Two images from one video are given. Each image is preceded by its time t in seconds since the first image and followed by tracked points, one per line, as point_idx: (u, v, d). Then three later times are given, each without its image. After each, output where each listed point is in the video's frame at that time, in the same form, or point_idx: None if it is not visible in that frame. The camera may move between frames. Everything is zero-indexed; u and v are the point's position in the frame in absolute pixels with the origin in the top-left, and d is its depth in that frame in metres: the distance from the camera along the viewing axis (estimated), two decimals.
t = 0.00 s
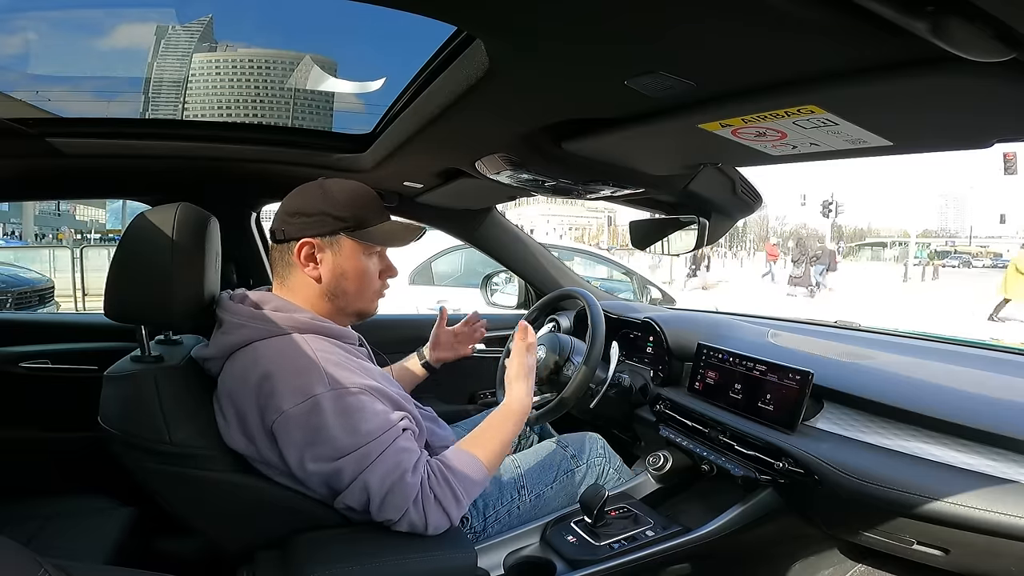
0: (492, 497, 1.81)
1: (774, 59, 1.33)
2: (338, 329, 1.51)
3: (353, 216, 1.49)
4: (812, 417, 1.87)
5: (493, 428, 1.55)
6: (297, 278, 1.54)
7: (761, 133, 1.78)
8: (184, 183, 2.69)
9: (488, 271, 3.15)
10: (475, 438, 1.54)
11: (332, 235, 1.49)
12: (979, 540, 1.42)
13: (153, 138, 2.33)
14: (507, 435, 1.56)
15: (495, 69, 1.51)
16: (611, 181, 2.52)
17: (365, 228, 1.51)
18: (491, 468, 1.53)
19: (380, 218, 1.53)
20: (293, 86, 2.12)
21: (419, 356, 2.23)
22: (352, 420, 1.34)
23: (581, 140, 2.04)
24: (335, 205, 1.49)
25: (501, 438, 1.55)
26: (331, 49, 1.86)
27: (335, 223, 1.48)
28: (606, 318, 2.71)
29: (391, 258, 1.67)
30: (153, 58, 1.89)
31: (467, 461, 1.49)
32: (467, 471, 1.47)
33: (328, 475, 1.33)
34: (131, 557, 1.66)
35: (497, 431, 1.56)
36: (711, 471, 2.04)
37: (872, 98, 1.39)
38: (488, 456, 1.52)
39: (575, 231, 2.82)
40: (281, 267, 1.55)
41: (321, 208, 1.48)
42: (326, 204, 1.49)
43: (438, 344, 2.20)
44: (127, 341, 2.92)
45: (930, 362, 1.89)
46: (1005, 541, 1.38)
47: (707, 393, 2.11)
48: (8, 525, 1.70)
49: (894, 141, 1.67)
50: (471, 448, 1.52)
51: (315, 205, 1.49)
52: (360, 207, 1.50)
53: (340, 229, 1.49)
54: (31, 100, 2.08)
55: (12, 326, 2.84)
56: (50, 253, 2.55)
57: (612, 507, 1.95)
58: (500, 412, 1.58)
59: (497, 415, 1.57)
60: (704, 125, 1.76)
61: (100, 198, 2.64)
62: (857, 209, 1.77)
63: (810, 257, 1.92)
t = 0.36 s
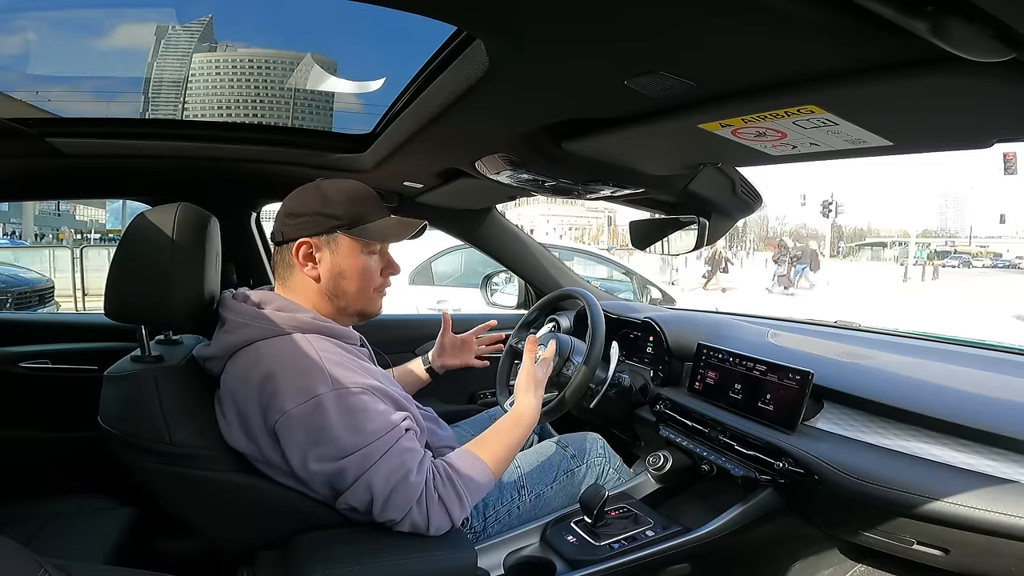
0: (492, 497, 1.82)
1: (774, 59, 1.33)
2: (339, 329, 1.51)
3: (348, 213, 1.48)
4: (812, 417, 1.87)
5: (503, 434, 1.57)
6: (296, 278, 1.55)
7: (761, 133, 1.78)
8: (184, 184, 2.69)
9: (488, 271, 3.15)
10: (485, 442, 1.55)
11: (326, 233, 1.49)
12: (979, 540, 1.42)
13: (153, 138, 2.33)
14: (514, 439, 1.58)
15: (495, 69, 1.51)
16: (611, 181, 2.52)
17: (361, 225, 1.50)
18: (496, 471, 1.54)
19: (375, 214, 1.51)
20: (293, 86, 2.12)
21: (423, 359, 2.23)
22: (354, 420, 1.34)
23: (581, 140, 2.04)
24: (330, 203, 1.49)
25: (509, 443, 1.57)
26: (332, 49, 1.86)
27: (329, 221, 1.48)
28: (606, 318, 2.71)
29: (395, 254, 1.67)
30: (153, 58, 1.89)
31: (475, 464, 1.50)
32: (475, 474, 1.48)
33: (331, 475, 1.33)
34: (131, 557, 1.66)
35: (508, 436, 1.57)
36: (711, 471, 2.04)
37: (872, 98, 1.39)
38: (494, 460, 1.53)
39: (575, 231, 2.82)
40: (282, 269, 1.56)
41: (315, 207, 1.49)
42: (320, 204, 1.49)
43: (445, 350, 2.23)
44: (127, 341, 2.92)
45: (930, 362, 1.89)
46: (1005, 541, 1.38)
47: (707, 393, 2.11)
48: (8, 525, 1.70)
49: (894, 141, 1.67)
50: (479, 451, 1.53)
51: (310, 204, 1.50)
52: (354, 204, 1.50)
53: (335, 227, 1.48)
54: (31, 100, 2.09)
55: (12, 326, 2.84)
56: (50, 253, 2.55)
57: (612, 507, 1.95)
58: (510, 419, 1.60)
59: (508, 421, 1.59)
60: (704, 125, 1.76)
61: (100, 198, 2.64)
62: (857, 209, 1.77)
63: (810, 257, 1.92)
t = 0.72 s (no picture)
0: (492, 497, 1.82)
1: (774, 59, 1.33)
2: (339, 328, 1.51)
3: (358, 209, 1.51)
4: (812, 417, 1.87)
5: (494, 430, 1.58)
6: (302, 273, 1.53)
7: (761, 133, 1.78)
8: (184, 184, 2.69)
9: (488, 271, 3.15)
10: (480, 439, 1.56)
11: (337, 228, 1.50)
12: (978, 540, 1.41)
13: (153, 138, 2.33)
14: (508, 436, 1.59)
15: (495, 69, 1.51)
16: (611, 181, 2.52)
17: (369, 222, 1.53)
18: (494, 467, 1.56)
19: (383, 211, 1.55)
20: (293, 86, 2.12)
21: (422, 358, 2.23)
22: (355, 420, 1.34)
23: (581, 140, 2.04)
24: (340, 200, 1.50)
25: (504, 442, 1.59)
26: (332, 50, 1.86)
27: (340, 216, 1.50)
28: (606, 318, 2.70)
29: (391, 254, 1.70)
30: (153, 58, 1.89)
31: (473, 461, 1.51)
32: (472, 470, 1.49)
33: (332, 474, 1.33)
34: (132, 557, 1.66)
35: (500, 434, 1.59)
36: (711, 471, 2.03)
37: (872, 98, 1.40)
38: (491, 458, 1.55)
39: (575, 231, 2.82)
40: (285, 264, 1.54)
41: (326, 203, 1.50)
42: (330, 200, 1.50)
43: (445, 348, 2.22)
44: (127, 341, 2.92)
45: (929, 362, 1.89)
46: (1005, 541, 1.38)
47: (707, 393, 2.11)
48: (7, 525, 1.70)
49: (894, 141, 1.67)
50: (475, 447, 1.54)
51: (320, 200, 1.50)
52: (362, 201, 1.52)
53: (346, 222, 1.50)
54: (31, 100, 2.09)
55: (12, 326, 2.84)
56: (50, 253, 2.55)
57: (612, 507, 1.95)
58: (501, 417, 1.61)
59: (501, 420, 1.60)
60: (704, 125, 1.76)
61: (100, 198, 2.64)
62: (857, 209, 1.77)
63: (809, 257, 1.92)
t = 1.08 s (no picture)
0: (492, 497, 1.82)
1: (774, 59, 1.33)
2: (340, 329, 1.51)
3: (364, 212, 1.50)
4: (811, 417, 1.87)
5: (484, 427, 1.59)
6: (310, 278, 1.53)
7: (761, 133, 1.78)
8: (184, 184, 2.69)
9: (488, 271, 3.15)
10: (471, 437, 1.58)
11: (343, 231, 1.50)
12: (979, 540, 1.42)
13: (153, 138, 2.33)
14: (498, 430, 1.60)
15: (496, 69, 1.51)
16: (611, 181, 2.52)
17: (374, 225, 1.54)
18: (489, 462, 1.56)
19: (385, 212, 1.55)
20: (293, 86, 2.12)
21: (422, 361, 2.24)
22: (356, 419, 1.34)
23: (581, 140, 2.04)
24: (344, 202, 1.50)
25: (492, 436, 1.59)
26: (331, 50, 1.86)
27: (346, 219, 1.49)
28: (606, 318, 2.71)
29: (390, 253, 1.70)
30: (153, 58, 1.89)
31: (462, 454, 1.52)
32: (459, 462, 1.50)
33: (334, 474, 1.33)
34: (132, 557, 1.66)
35: (488, 429, 1.59)
36: (711, 471, 2.04)
37: (872, 98, 1.40)
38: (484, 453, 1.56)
39: (575, 231, 2.82)
40: (291, 268, 1.53)
41: (331, 206, 1.49)
42: (335, 202, 1.49)
43: (444, 355, 2.21)
44: (126, 341, 2.92)
45: (930, 362, 1.89)
46: (1005, 541, 1.38)
47: (707, 393, 2.11)
48: (7, 525, 1.70)
49: (894, 141, 1.67)
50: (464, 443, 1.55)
51: (325, 203, 1.49)
52: (367, 203, 1.52)
53: (352, 226, 1.50)
54: (31, 100, 2.09)
55: (12, 326, 2.84)
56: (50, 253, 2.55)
57: (612, 507, 1.95)
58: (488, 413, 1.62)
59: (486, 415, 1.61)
60: (704, 125, 1.76)
61: (100, 198, 2.64)
62: (857, 209, 1.78)
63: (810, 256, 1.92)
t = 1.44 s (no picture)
0: (491, 497, 1.81)
1: (774, 59, 1.33)
2: (341, 330, 1.51)
3: (364, 214, 1.51)
4: (811, 417, 1.87)
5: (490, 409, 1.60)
6: (310, 282, 1.52)
7: (761, 133, 1.78)
8: (184, 184, 2.69)
9: (488, 271, 3.15)
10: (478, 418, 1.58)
11: (344, 236, 1.50)
12: (979, 540, 1.41)
13: (152, 138, 2.33)
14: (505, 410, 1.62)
15: (496, 69, 1.51)
16: (611, 181, 2.52)
17: (374, 226, 1.54)
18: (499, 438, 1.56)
19: (386, 214, 1.56)
20: (293, 85, 2.11)
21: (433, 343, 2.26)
22: (365, 405, 1.34)
23: (581, 140, 2.04)
24: (344, 205, 1.49)
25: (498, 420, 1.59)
26: (331, 49, 1.86)
27: (348, 224, 1.50)
28: (606, 318, 2.70)
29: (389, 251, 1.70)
30: (153, 58, 1.89)
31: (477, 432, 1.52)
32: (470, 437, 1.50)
33: (354, 463, 1.32)
34: (132, 557, 1.66)
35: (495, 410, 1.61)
36: (711, 471, 2.04)
37: (872, 98, 1.40)
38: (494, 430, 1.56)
39: (575, 231, 2.82)
40: (291, 273, 1.52)
41: (331, 209, 1.48)
42: (335, 205, 1.49)
43: (451, 331, 2.21)
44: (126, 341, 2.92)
45: (929, 362, 1.89)
46: (1005, 541, 1.38)
47: (707, 393, 2.11)
48: (7, 525, 1.70)
49: (894, 141, 1.67)
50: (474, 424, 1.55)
51: (324, 205, 1.48)
52: (367, 205, 1.52)
53: (352, 229, 1.51)
54: (31, 100, 2.09)
55: (12, 326, 2.84)
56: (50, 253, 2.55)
57: (612, 507, 1.95)
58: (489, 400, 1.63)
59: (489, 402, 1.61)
60: (704, 125, 1.76)
61: (100, 198, 2.64)
62: (857, 209, 1.77)
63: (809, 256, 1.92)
